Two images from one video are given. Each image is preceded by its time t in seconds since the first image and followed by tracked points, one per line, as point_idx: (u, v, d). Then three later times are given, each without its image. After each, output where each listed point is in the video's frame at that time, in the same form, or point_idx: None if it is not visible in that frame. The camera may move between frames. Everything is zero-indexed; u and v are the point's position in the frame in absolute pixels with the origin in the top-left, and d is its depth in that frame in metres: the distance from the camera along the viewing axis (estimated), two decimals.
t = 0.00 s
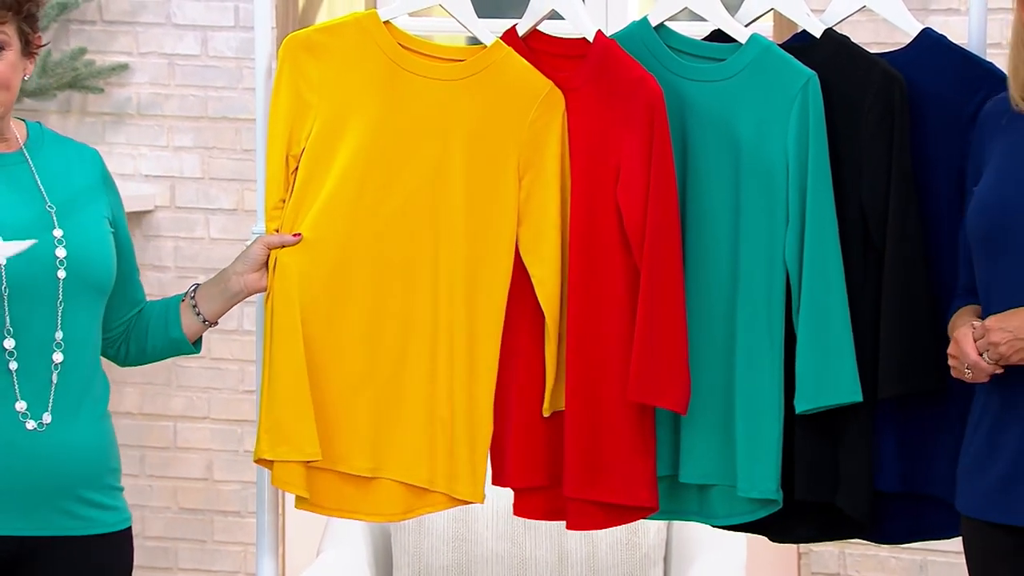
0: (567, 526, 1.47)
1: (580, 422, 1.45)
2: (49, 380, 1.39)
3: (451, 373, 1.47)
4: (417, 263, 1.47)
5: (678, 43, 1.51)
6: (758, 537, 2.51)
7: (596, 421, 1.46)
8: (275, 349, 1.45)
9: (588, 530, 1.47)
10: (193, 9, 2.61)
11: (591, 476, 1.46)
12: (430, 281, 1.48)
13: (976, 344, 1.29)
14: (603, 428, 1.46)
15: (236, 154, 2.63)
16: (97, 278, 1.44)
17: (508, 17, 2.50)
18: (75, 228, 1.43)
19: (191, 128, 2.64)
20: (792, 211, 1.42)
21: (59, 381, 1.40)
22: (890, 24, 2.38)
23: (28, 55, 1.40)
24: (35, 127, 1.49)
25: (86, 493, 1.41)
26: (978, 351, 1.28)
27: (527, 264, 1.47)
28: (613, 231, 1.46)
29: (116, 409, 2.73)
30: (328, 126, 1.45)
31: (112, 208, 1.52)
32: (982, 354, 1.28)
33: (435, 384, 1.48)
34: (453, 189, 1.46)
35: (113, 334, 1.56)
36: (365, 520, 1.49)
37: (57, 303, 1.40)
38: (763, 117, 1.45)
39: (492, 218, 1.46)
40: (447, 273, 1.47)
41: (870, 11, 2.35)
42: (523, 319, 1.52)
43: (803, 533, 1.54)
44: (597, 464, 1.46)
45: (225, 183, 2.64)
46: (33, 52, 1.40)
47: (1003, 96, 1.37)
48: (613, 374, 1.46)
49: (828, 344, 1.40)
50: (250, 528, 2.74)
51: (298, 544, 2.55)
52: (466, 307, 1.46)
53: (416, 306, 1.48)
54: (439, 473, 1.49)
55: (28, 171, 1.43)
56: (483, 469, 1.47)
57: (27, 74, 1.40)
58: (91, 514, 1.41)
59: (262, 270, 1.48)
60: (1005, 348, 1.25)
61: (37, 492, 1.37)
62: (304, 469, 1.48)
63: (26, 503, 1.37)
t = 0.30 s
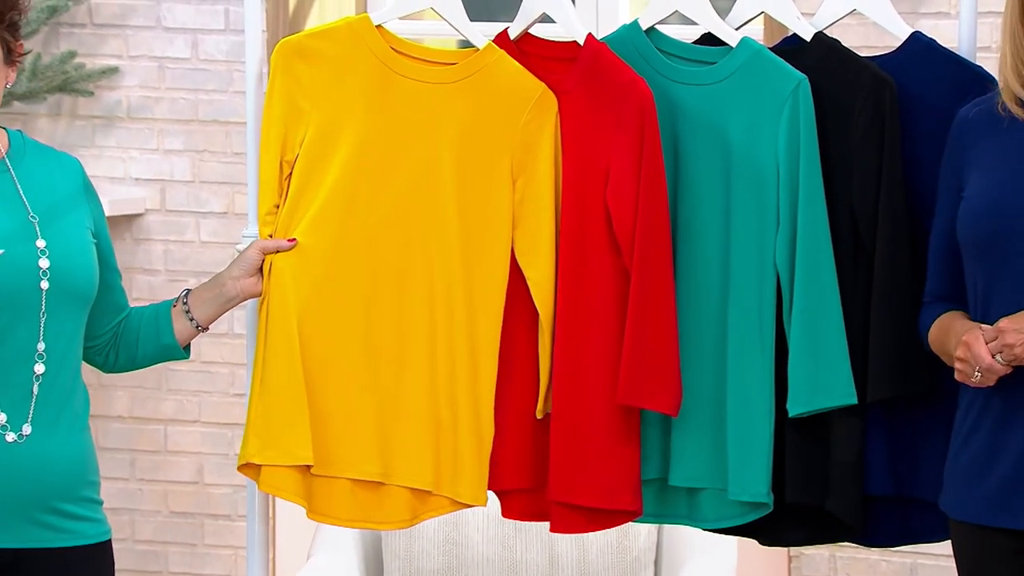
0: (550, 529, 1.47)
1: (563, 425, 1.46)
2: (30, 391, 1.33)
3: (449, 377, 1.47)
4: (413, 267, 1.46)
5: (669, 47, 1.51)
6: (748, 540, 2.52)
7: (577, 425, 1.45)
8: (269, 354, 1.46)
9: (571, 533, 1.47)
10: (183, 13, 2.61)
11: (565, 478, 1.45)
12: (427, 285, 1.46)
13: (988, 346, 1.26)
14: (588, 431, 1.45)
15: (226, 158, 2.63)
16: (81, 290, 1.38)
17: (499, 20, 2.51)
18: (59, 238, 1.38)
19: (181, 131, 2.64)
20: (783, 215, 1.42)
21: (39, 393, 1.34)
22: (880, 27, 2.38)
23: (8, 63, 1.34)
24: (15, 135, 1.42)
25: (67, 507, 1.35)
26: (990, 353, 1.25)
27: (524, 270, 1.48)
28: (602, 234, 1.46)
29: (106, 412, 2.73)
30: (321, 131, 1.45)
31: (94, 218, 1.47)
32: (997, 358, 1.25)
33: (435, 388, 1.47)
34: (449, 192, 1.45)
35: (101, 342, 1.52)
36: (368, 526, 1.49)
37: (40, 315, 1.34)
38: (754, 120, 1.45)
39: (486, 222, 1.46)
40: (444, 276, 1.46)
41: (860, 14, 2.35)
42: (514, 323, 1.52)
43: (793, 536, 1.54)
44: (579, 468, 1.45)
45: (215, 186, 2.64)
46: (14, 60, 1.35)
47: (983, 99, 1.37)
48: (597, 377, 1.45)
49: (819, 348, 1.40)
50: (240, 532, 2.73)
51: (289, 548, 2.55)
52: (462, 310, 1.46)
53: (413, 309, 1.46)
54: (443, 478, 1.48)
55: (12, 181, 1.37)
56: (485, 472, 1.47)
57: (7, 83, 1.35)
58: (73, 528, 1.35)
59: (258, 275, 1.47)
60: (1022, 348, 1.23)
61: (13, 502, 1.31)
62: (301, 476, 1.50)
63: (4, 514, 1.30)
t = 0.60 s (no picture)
0: (547, 536, 1.46)
1: (559, 430, 1.44)
2: (16, 399, 1.31)
3: (442, 381, 1.46)
4: (405, 270, 1.45)
5: (665, 48, 1.50)
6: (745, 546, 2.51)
7: (573, 429, 1.44)
8: (262, 357, 1.44)
9: (565, 539, 1.45)
10: (175, 14, 2.59)
11: (563, 485, 1.44)
12: (419, 288, 1.45)
13: (1000, 349, 1.23)
14: (583, 436, 1.44)
15: (219, 160, 2.62)
16: (67, 296, 1.36)
17: (495, 21, 2.50)
18: (45, 243, 1.36)
19: (174, 134, 2.62)
20: (781, 217, 1.41)
21: (26, 400, 1.32)
22: (878, 29, 2.37)
23: None
24: None
25: (54, 514, 1.34)
26: (1002, 356, 1.22)
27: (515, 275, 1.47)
28: (598, 237, 1.45)
29: (98, 417, 2.71)
30: (315, 133, 1.43)
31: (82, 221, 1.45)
32: (1009, 361, 1.22)
33: (427, 392, 1.46)
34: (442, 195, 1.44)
35: (91, 345, 1.49)
36: (363, 532, 1.47)
37: (25, 321, 1.32)
38: (751, 121, 1.44)
39: (480, 225, 1.45)
40: (438, 279, 1.45)
41: (857, 16, 2.34)
42: (510, 327, 1.51)
43: (790, 542, 1.52)
44: (574, 472, 1.44)
45: (208, 189, 2.62)
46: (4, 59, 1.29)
47: (979, 101, 1.37)
48: (593, 381, 1.44)
49: (818, 352, 1.39)
50: (234, 537, 2.72)
51: (284, 554, 2.54)
52: (456, 314, 1.45)
53: (405, 313, 1.45)
54: (434, 482, 1.47)
55: None
56: (477, 479, 1.46)
57: None
58: (61, 536, 1.34)
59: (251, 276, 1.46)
60: None
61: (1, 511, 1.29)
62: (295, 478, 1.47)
63: None
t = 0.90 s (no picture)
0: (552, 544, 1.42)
1: (564, 437, 1.41)
2: None
3: (437, 385, 1.42)
4: (401, 272, 1.42)
5: (668, 45, 1.47)
6: (751, 554, 2.47)
7: (579, 434, 1.41)
8: (252, 360, 1.40)
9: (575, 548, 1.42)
10: (166, 9, 2.54)
11: (576, 494, 1.41)
12: (415, 290, 1.42)
13: (1009, 352, 1.19)
14: (584, 440, 1.41)
15: (210, 159, 2.56)
16: (50, 301, 1.33)
17: (493, 17, 2.46)
18: (27, 247, 1.32)
19: (164, 132, 2.58)
20: (787, 217, 1.38)
21: (8, 409, 1.29)
22: (887, 24, 2.34)
23: None
24: None
25: (38, 525, 1.31)
26: (1012, 360, 1.18)
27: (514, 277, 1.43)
28: (600, 237, 1.41)
29: (86, 422, 2.67)
30: (310, 130, 1.40)
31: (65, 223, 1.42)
32: (1016, 365, 1.18)
33: (421, 396, 1.43)
34: (439, 194, 1.41)
35: (76, 348, 1.47)
36: (346, 539, 1.43)
37: (8, 329, 1.28)
38: (756, 119, 1.40)
39: (477, 225, 1.42)
40: (433, 280, 1.41)
41: (866, 11, 2.31)
42: (508, 330, 1.47)
43: (795, 550, 1.49)
44: (583, 480, 1.41)
45: (199, 188, 2.57)
46: None
47: (982, 101, 1.32)
48: (597, 385, 1.40)
49: (825, 355, 1.35)
50: (226, 546, 2.68)
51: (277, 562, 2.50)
52: (452, 316, 1.41)
53: (399, 316, 1.42)
54: (424, 488, 1.44)
55: None
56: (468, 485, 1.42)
57: None
58: (46, 547, 1.32)
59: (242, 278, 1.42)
60: None
61: None
62: (277, 486, 1.43)
63: None
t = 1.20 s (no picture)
0: (553, 554, 1.38)
1: (565, 443, 1.37)
2: None
3: (437, 390, 1.38)
4: (398, 273, 1.38)
5: (671, 40, 1.43)
6: (758, 562, 2.45)
7: (581, 439, 1.37)
8: (243, 365, 1.35)
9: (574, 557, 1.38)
10: (155, 4, 2.50)
11: (580, 502, 1.37)
12: (412, 292, 1.38)
13: (1015, 357, 1.16)
14: (585, 446, 1.37)
15: (200, 157, 2.53)
16: (33, 304, 1.28)
17: (491, 12, 2.42)
18: (9, 248, 1.28)
19: (153, 130, 2.53)
20: (794, 217, 1.33)
21: None
22: (896, 19, 2.31)
23: None
24: None
25: (21, 534, 1.27)
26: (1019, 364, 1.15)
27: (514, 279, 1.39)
28: (603, 237, 1.37)
29: (73, 429, 2.63)
30: (304, 127, 1.36)
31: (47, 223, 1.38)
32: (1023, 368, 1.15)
33: (421, 401, 1.39)
34: (437, 194, 1.37)
35: (58, 351, 1.43)
36: (347, 550, 1.39)
37: None
38: (763, 115, 1.36)
39: (476, 225, 1.38)
40: (432, 282, 1.37)
41: (875, 5, 2.27)
42: (505, 332, 1.43)
43: (801, 561, 1.45)
44: (586, 488, 1.37)
45: (189, 187, 2.53)
46: None
47: (989, 99, 1.28)
48: (599, 389, 1.36)
49: (833, 360, 1.31)
50: (217, 556, 2.62)
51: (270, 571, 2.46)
52: (451, 319, 1.37)
53: (396, 319, 1.38)
54: (426, 497, 1.39)
55: None
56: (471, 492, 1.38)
57: None
58: (29, 556, 1.28)
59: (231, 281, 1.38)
60: None
61: None
62: (275, 492, 1.38)
63: None
